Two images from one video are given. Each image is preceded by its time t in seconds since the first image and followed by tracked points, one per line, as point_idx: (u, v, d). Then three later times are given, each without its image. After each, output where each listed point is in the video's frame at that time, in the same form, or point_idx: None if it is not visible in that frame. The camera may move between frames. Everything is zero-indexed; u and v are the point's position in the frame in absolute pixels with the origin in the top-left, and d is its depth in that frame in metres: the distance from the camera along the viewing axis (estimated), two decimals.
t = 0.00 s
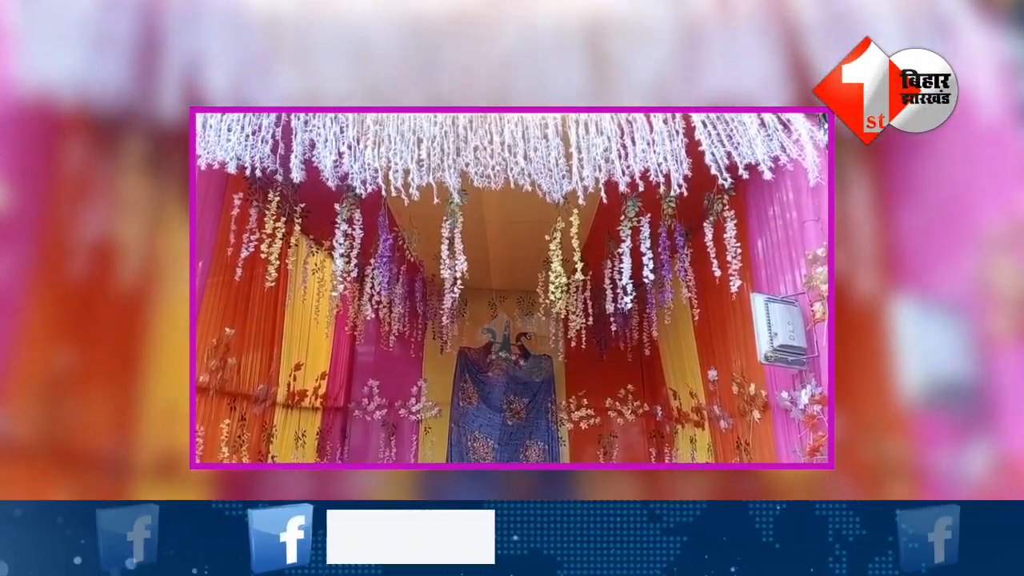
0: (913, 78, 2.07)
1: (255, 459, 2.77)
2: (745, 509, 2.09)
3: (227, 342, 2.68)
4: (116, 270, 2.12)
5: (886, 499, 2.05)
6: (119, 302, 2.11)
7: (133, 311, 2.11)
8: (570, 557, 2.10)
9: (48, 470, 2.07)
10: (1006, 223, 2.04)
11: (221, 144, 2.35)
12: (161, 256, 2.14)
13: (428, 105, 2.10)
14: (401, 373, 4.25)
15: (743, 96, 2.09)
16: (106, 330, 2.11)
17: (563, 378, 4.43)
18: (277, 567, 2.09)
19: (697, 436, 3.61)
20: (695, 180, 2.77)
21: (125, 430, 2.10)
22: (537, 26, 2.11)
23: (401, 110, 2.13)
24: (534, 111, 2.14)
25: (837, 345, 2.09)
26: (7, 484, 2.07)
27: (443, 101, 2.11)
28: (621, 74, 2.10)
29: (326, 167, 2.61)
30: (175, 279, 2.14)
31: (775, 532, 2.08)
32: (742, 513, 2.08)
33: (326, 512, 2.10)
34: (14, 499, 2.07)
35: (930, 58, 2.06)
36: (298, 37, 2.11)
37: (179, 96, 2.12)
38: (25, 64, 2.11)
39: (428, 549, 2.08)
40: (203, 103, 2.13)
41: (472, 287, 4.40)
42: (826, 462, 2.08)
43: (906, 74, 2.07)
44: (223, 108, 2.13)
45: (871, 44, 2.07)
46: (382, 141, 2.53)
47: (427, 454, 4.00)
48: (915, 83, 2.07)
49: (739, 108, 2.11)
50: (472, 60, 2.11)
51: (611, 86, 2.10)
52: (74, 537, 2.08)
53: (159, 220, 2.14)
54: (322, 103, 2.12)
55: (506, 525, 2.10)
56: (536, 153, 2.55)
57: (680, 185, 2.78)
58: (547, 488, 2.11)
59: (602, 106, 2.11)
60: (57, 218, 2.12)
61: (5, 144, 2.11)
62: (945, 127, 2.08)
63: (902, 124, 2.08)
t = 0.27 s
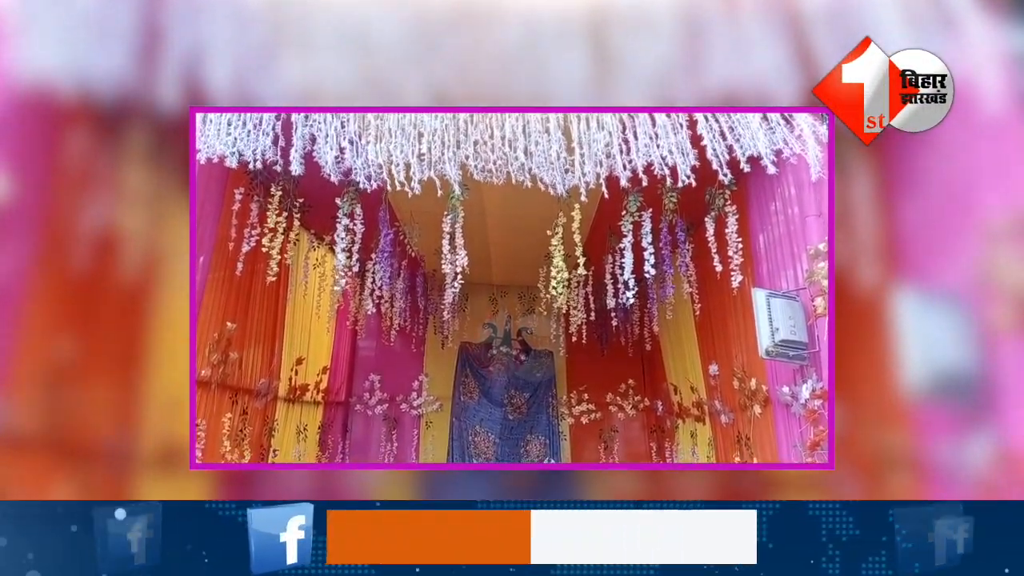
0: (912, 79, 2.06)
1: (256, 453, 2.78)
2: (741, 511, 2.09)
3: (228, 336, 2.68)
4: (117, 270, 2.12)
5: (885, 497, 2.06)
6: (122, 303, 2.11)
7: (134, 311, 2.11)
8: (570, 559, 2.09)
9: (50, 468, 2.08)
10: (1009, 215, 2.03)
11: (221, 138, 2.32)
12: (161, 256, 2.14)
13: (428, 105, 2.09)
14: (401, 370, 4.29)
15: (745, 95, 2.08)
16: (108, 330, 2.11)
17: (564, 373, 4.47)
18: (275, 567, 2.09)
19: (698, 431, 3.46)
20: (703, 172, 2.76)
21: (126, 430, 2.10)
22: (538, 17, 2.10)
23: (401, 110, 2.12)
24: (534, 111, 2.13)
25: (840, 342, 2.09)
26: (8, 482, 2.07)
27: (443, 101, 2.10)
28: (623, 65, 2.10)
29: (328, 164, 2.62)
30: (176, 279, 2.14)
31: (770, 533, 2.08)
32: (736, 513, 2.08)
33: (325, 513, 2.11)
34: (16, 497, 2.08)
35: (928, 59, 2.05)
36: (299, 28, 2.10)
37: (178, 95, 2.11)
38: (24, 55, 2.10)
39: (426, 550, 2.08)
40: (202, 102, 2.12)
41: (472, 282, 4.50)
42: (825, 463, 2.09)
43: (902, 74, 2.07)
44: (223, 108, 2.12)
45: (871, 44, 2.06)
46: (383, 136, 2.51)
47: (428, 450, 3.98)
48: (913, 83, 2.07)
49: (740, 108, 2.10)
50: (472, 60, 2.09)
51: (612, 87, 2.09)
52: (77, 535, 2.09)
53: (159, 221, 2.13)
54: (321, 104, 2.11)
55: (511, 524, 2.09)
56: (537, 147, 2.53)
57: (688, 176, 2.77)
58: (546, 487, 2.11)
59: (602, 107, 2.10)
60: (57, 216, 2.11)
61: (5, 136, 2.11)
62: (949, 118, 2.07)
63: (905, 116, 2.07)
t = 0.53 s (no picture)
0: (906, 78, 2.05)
1: (257, 447, 2.75)
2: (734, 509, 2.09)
3: (229, 330, 2.69)
4: (118, 270, 2.12)
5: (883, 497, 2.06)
6: (124, 296, 2.11)
7: (135, 309, 2.11)
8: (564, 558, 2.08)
9: (52, 466, 2.08)
10: (1010, 206, 2.03)
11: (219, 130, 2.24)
12: (161, 255, 2.13)
13: (428, 106, 2.09)
14: (402, 363, 4.28)
15: (746, 95, 2.07)
16: (109, 328, 2.11)
17: (564, 366, 4.48)
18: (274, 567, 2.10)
19: (698, 425, 3.48)
20: (709, 162, 2.66)
21: (128, 430, 2.11)
22: (539, 5, 2.09)
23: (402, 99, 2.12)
24: (534, 111, 2.13)
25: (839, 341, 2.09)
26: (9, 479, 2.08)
27: (444, 102, 2.10)
28: (624, 54, 2.09)
29: (327, 157, 2.60)
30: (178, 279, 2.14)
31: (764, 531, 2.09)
32: (728, 513, 2.08)
33: (325, 512, 2.12)
34: (17, 494, 2.08)
35: (915, 61, 2.05)
36: (299, 17, 2.09)
37: (178, 94, 2.11)
38: (23, 45, 2.09)
39: (422, 548, 2.09)
40: (202, 101, 2.12)
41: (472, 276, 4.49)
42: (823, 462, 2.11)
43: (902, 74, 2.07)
44: (227, 108, 2.13)
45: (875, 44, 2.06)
46: (384, 130, 2.52)
47: (430, 443, 4.01)
48: (905, 83, 2.06)
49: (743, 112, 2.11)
50: (472, 60, 2.08)
51: (611, 90, 2.08)
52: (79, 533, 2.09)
53: (159, 222, 2.13)
54: (322, 106, 2.11)
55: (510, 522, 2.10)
56: (538, 140, 2.53)
57: (695, 166, 2.68)
58: (541, 487, 2.11)
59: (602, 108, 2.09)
60: (56, 214, 2.10)
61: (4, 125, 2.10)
62: (951, 108, 2.06)
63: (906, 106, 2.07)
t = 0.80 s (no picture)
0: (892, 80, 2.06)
1: (257, 440, 2.78)
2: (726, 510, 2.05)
3: (229, 323, 2.68)
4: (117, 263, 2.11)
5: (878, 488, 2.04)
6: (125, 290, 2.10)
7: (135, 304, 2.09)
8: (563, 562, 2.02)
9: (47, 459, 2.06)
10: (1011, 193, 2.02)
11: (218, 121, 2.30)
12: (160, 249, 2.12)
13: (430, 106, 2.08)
14: (402, 355, 4.32)
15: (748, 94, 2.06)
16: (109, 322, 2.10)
17: (564, 358, 4.57)
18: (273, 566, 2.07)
19: (697, 417, 3.44)
20: (710, 151, 2.65)
21: (128, 421, 2.09)
22: None
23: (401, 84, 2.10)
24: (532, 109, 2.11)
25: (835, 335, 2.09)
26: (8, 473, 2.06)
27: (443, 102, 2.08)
28: (625, 39, 2.07)
29: (325, 146, 2.58)
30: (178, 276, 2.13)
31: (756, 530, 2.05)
32: (717, 515, 2.05)
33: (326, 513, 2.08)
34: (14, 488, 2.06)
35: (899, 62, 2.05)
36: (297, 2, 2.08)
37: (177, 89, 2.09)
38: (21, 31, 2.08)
39: (421, 548, 2.03)
40: (202, 101, 2.11)
41: (473, 269, 4.60)
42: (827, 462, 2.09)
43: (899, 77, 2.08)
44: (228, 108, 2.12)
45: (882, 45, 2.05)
46: (385, 122, 2.50)
47: (430, 436, 4.10)
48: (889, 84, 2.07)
49: (745, 109, 2.11)
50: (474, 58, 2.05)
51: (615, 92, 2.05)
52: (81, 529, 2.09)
53: (158, 216, 2.12)
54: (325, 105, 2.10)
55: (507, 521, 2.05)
56: (538, 132, 2.52)
57: (697, 156, 2.67)
58: (535, 488, 2.08)
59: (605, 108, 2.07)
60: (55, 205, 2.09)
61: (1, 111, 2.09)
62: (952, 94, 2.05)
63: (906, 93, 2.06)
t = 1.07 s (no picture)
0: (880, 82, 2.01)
1: (254, 432, 2.78)
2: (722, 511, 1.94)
3: (226, 315, 2.66)
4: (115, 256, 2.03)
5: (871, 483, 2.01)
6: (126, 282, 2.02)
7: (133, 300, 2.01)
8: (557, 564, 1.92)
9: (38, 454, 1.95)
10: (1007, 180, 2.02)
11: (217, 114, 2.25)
12: (158, 242, 2.04)
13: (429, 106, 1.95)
14: (400, 349, 4.38)
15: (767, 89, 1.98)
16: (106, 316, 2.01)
17: (561, 350, 4.61)
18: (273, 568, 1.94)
19: (694, 409, 3.45)
20: (709, 145, 2.65)
21: (123, 410, 1.99)
22: None
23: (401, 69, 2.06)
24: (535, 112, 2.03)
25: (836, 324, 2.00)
26: None
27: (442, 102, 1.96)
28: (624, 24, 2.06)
29: (318, 138, 2.54)
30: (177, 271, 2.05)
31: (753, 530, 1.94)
32: (712, 515, 1.94)
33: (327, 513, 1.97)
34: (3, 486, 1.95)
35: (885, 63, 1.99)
36: None
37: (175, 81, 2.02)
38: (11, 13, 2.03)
39: (422, 549, 1.93)
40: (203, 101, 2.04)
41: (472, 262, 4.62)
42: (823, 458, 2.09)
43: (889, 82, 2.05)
44: (230, 108, 2.05)
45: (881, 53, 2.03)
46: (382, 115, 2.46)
47: (427, 429, 4.24)
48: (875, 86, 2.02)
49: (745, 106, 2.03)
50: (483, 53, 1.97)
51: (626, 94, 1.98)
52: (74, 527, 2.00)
53: (155, 208, 2.05)
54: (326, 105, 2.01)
55: (507, 521, 1.96)
56: (535, 126, 2.49)
57: (695, 150, 2.68)
58: (530, 488, 1.97)
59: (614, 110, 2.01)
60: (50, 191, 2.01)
61: None
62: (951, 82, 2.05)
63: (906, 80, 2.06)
